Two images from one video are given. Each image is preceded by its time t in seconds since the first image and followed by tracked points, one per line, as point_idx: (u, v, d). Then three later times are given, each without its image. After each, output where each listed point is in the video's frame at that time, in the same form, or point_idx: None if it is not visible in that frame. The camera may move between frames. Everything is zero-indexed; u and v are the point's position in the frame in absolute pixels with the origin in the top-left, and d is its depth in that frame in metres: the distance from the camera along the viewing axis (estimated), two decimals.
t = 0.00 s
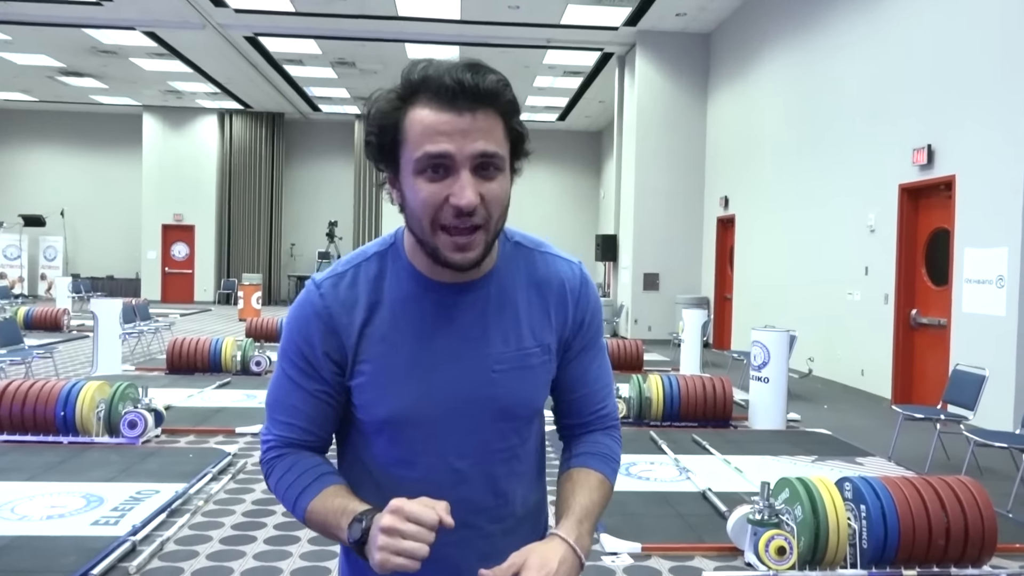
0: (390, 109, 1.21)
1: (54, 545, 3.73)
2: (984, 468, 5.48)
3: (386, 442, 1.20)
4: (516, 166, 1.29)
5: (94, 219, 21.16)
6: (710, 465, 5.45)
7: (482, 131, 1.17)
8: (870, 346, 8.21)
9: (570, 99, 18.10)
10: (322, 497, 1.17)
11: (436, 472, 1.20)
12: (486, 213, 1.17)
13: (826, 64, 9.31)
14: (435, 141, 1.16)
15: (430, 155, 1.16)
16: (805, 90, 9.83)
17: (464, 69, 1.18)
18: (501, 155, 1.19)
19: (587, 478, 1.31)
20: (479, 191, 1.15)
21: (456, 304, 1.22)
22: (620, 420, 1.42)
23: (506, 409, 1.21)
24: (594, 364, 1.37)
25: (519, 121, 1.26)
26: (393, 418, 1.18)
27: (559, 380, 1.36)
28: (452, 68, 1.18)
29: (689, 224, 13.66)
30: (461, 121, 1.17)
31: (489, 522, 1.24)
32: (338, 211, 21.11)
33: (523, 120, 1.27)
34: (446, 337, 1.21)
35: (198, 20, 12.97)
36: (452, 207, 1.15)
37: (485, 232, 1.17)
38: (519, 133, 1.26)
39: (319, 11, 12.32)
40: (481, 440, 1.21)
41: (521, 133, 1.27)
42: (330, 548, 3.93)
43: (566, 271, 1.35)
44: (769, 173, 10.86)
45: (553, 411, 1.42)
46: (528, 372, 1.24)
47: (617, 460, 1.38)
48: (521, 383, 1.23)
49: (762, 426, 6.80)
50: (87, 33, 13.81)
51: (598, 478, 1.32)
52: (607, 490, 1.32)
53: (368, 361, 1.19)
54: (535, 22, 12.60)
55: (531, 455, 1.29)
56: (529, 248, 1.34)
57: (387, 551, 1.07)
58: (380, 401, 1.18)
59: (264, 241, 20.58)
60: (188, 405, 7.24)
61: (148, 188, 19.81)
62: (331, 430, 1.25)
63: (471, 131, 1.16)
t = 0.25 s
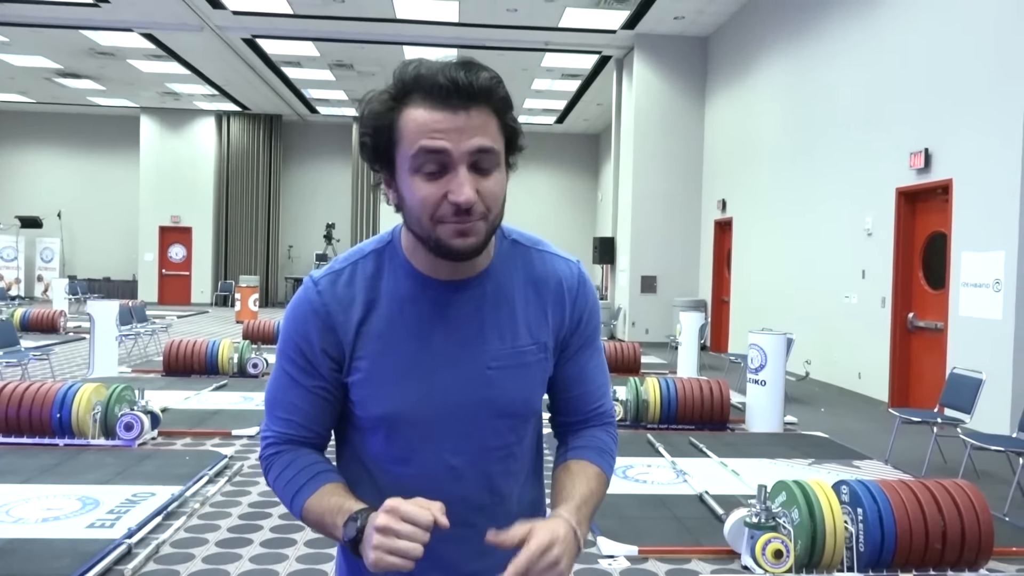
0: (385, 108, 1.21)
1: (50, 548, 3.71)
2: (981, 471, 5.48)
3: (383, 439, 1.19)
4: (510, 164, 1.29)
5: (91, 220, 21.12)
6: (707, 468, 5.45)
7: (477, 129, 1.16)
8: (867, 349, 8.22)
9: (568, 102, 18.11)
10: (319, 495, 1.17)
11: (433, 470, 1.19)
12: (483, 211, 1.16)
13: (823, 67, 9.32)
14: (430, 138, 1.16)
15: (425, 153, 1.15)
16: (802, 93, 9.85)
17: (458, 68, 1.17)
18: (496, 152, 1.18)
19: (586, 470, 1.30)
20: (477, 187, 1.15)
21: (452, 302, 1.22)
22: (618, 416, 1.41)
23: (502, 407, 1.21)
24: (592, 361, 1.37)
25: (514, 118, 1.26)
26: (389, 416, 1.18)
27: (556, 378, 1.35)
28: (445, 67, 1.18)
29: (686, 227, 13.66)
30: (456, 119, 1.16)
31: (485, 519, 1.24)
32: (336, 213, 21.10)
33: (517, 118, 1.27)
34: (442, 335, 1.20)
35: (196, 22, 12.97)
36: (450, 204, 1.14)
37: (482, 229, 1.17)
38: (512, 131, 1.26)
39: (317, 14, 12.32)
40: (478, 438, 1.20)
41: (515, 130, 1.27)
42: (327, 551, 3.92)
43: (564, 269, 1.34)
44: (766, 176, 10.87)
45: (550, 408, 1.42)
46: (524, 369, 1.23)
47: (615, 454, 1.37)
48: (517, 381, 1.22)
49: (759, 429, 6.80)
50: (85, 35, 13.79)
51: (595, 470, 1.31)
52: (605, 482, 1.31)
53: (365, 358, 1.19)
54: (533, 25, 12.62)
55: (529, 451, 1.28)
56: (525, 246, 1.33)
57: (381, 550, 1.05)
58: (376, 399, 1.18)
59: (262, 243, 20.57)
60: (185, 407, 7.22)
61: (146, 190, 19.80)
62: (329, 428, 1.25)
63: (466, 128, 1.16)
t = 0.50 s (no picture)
0: (383, 108, 1.21)
1: (49, 549, 3.71)
2: (980, 470, 5.49)
3: (383, 434, 1.20)
4: (507, 161, 1.29)
5: (90, 221, 21.11)
6: (706, 468, 5.44)
7: (473, 122, 1.17)
8: (866, 348, 8.22)
9: (567, 102, 18.11)
10: (310, 490, 1.18)
11: (432, 464, 1.19)
12: (482, 203, 1.16)
13: (822, 67, 9.33)
14: (427, 133, 1.16)
15: (423, 147, 1.16)
16: (801, 92, 9.85)
17: (453, 65, 1.18)
18: (492, 146, 1.18)
19: (592, 455, 1.26)
20: (473, 180, 1.15)
21: (451, 297, 1.22)
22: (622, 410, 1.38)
23: (501, 402, 1.20)
24: (594, 356, 1.35)
25: (508, 114, 1.26)
26: (389, 410, 1.18)
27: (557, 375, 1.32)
28: (440, 65, 1.18)
29: (685, 226, 13.65)
30: (453, 114, 1.17)
31: (484, 514, 1.22)
32: (335, 213, 21.09)
33: (513, 115, 1.27)
34: (441, 327, 1.20)
35: (194, 23, 12.96)
36: (448, 195, 1.14)
37: (481, 220, 1.16)
38: (508, 128, 1.26)
39: (315, 14, 12.32)
40: (476, 433, 1.19)
41: (510, 128, 1.27)
42: (326, 552, 3.92)
43: (562, 265, 1.34)
44: (765, 175, 10.87)
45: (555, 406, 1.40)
46: (522, 364, 1.22)
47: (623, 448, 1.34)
48: (515, 375, 1.21)
49: (758, 428, 6.80)
50: (83, 35, 13.78)
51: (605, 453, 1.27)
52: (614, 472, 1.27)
53: (366, 353, 1.20)
54: (532, 25, 12.62)
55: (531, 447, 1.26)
56: (524, 243, 1.33)
57: (354, 540, 1.06)
58: (377, 393, 1.19)
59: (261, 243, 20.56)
60: (184, 408, 7.22)
61: (145, 190, 19.79)
62: (332, 424, 1.25)
63: (462, 123, 1.16)
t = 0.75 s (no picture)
0: (393, 96, 1.24)
1: (48, 541, 3.71)
2: (978, 465, 5.49)
3: (391, 414, 1.23)
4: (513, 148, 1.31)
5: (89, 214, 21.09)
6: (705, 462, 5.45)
7: (480, 107, 1.19)
8: (866, 343, 8.23)
9: (567, 96, 18.07)
10: (324, 466, 1.18)
11: (438, 444, 1.21)
12: (488, 184, 1.18)
13: (823, 61, 9.30)
14: (436, 117, 1.18)
15: (432, 130, 1.18)
16: (801, 86, 9.83)
17: (460, 53, 1.21)
18: (498, 129, 1.20)
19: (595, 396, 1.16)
20: (481, 161, 1.17)
21: (456, 280, 1.24)
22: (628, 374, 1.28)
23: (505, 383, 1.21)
24: (589, 322, 1.28)
25: (513, 102, 1.28)
26: (398, 390, 1.21)
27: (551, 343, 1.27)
28: (448, 54, 1.21)
29: (685, 220, 13.65)
30: (460, 100, 1.19)
31: (489, 495, 1.23)
32: (334, 207, 21.08)
33: (518, 105, 1.29)
34: (448, 309, 1.23)
35: (194, 15, 12.92)
36: (456, 177, 1.16)
37: (488, 202, 1.18)
38: (513, 117, 1.28)
39: (315, 7, 12.28)
40: (479, 414, 1.21)
41: (516, 117, 1.30)
42: (326, 545, 3.92)
43: (562, 248, 1.33)
44: (765, 169, 10.86)
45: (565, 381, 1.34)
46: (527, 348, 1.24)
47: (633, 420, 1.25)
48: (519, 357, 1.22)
49: (757, 422, 6.81)
50: (82, 28, 13.74)
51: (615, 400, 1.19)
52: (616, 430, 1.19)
53: (376, 334, 1.24)
54: (532, 19, 12.59)
55: (539, 429, 1.27)
56: (529, 229, 1.34)
57: (369, 505, 1.07)
58: (386, 373, 1.22)
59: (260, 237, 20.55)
60: (184, 401, 7.22)
61: (144, 183, 19.76)
62: (341, 407, 1.27)
63: (470, 107, 1.19)
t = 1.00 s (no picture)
0: (396, 99, 1.24)
1: (45, 540, 3.71)
2: (975, 464, 5.50)
3: (394, 410, 1.23)
4: (514, 150, 1.30)
5: (86, 212, 21.06)
6: (703, 461, 5.46)
7: (479, 110, 1.19)
8: (863, 342, 8.23)
9: (565, 95, 18.07)
10: (333, 461, 1.20)
11: (439, 438, 1.21)
12: (487, 185, 1.17)
13: (821, 60, 9.31)
14: (437, 121, 1.18)
15: (433, 134, 1.18)
16: (799, 86, 9.84)
17: (459, 57, 1.21)
18: (498, 133, 1.20)
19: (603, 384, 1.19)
20: (480, 164, 1.16)
21: (460, 278, 1.24)
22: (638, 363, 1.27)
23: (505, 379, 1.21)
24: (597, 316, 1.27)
25: (514, 106, 1.27)
26: (399, 386, 1.21)
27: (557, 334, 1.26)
28: (448, 58, 1.21)
29: (683, 219, 13.66)
30: (461, 103, 1.19)
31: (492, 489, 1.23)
32: (332, 206, 21.06)
33: (518, 108, 1.29)
34: (452, 306, 1.23)
35: (191, 13, 12.90)
36: (455, 177, 1.16)
37: (488, 201, 1.18)
38: (514, 121, 1.28)
39: (313, 5, 12.27)
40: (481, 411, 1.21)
41: (516, 121, 1.29)
42: (323, 544, 3.92)
43: (565, 247, 1.32)
44: (763, 168, 10.87)
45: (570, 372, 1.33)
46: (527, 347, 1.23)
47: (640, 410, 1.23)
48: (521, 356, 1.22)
49: (755, 421, 6.81)
50: (80, 25, 13.71)
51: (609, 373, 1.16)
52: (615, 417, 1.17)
53: (380, 332, 1.24)
54: (530, 17, 12.59)
55: (541, 426, 1.26)
56: (532, 230, 1.33)
57: (379, 493, 1.07)
58: (389, 368, 1.22)
59: (258, 235, 20.53)
60: (181, 400, 7.21)
61: (142, 182, 19.74)
62: (350, 404, 1.28)
63: (470, 110, 1.18)
